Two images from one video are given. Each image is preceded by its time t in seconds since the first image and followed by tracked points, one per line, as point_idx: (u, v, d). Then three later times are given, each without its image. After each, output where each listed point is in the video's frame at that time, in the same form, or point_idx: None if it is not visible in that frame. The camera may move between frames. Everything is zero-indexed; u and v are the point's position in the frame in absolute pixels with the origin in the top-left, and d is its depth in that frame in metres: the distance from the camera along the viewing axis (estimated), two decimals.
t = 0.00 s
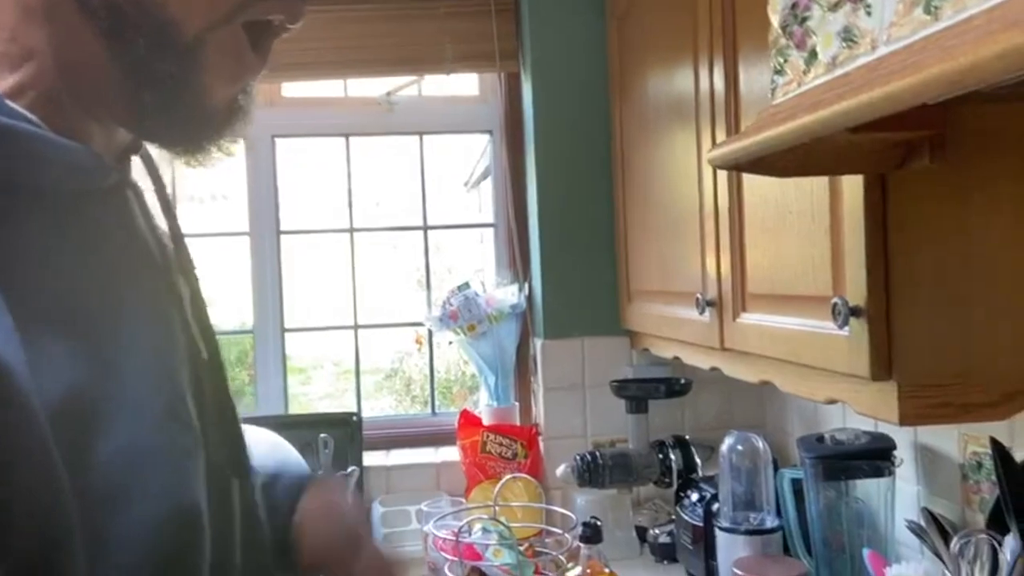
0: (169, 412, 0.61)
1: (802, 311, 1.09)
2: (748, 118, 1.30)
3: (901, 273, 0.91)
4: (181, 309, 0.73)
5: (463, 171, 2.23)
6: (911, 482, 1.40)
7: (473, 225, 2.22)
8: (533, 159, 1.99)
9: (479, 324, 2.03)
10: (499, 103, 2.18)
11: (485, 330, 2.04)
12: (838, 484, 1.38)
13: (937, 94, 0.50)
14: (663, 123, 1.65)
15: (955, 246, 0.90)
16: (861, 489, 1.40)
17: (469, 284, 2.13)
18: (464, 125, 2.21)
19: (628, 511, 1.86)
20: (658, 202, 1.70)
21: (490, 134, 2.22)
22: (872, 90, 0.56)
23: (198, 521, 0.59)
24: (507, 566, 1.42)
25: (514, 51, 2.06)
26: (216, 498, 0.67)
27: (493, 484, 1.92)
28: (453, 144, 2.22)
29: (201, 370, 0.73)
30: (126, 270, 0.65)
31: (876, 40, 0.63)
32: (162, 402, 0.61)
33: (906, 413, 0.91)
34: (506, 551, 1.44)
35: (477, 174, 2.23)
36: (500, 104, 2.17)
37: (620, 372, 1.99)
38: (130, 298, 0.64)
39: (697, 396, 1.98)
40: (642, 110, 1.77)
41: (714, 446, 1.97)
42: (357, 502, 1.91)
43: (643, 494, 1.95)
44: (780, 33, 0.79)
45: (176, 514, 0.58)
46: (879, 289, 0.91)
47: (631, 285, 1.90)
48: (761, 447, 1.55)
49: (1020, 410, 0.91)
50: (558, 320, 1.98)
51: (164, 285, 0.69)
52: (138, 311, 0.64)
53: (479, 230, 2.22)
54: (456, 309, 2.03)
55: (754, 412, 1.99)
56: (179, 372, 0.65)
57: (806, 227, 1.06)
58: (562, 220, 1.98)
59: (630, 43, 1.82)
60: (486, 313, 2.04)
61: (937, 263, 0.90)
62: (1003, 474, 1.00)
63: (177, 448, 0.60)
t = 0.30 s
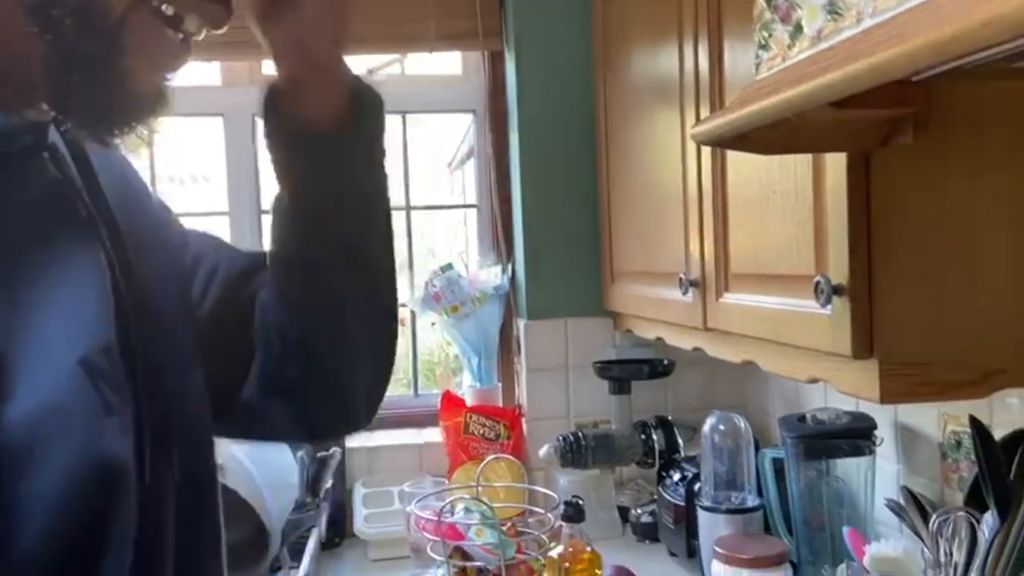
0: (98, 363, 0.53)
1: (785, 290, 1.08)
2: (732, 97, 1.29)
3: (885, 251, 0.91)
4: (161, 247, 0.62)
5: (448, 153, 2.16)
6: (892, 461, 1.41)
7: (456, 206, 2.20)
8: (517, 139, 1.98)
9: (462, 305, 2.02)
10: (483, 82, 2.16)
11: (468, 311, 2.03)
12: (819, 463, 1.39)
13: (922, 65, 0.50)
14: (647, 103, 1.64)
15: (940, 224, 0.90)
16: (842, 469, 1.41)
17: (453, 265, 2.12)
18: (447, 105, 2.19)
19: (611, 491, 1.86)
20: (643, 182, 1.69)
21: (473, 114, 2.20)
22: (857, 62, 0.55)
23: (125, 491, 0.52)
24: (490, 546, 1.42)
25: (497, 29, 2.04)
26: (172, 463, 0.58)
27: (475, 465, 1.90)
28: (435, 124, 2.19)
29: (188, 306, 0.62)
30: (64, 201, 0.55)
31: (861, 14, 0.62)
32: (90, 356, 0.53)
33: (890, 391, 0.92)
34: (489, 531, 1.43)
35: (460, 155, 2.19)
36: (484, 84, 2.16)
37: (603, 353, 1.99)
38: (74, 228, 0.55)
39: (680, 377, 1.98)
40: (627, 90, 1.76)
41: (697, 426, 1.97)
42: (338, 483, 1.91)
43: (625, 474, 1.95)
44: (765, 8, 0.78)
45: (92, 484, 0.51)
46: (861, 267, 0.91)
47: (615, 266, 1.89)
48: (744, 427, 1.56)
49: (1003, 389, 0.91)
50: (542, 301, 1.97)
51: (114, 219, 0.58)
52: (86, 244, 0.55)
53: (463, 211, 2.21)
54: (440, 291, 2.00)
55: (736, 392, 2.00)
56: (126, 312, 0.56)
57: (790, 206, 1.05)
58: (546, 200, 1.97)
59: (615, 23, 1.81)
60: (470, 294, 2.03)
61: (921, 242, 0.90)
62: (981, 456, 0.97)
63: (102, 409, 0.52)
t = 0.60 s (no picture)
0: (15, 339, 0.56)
1: (775, 268, 1.08)
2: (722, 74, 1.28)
3: (875, 228, 0.90)
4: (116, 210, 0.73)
5: (435, 134, 2.19)
6: (879, 440, 1.41)
7: (444, 186, 2.19)
8: (505, 118, 1.96)
9: (451, 286, 2.01)
10: (471, 61, 2.13)
11: (457, 292, 2.02)
12: (806, 443, 1.40)
13: (921, 28, 0.49)
14: (637, 82, 1.62)
15: (928, 201, 0.90)
16: (828, 448, 1.42)
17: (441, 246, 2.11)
18: (435, 83, 2.16)
19: (599, 473, 1.86)
20: (632, 161, 1.68)
21: (461, 93, 2.17)
22: (852, 27, 0.54)
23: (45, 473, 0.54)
24: (478, 525, 1.41)
25: (486, 6, 2.01)
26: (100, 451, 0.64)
27: (463, 445, 1.89)
28: (423, 103, 2.18)
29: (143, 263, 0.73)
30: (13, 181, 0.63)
31: None
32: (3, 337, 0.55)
33: (878, 367, 0.91)
34: (478, 511, 1.43)
35: (448, 136, 2.19)
36: (472, 62, 2.13)
37: (592, 334, 1.98)
38: (11, 209, 0.63)
39: (669, 357, 1.98)
40: (616, 69, 1.74)
41: (685, 407, 1.98)
42: (326, 464, 1.90)
43: (613, 456, 1.95)
44: None
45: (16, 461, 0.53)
46: (852, 243, 0.91)
47: (604, 247, 1.89)
48: (731, 406, 1.57)
49: (991, 366, 0.91)
50: (531, 282, 1.96)
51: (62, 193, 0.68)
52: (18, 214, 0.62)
53: (451, 192, 2.19)
54: (427, 272, 2.00)
55: (725, 372, 2.00)
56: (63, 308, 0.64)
57: (779, 184, 1.05)
58: (535, 180, 1.95)
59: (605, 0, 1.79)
60: (458, 275, 2.01)
61: (910, 219, 0.90)
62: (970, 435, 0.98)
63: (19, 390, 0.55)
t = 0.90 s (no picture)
0: None
1: (768, 247, 1.07)
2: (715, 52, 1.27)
3: (869, 205, 0.89)
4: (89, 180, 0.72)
5: (425, 114, 2.17)
6: (869, 418, 1.42)
7: (434, 167, 2.17)
8: (497, 98, 1.94)
9: (441, 267, 2.00)
10: (461, 40, 2.11)
11: (447, 273, 2.01)
12: (797, 423, 1.40)
13: None
14: (630, 61, 1.61)
15: (923, 177, 0.89)
16: (819, 427, 1.43)
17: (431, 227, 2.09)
18: (425, 63, 2.14)
19: (590, 453, 1.86)
20: (624, 140, 1.67)
21: (452, 72, 2.15)
22: None
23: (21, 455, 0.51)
24: (470, 505, 1.41)
25: None
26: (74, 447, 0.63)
27: (455, 426, 1.89)
28: (413, 83, 2.16)
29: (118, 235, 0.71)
30: None
31: None
32: None
33: (870, 344, 0.91)
34: (468, 490, 1.44)
35: (438, 117, 2.18)
36: (462, 41, 2.11)
37: (583, 315, 1.98)
38: None
39: (660, 338, 1.98)
40: (609, 47, 1.73)
41: (676, 387, 1.98)
42: (317, 445, 1.89)
43: (604, 436, 1.96)
44: None
45: None
46: (845, 220, 0.90)
47: (595, 227, 1.88)
48: (723, 385, 1.57)
49: (984, 344, 0.91)
50: (522, 263, 1.95)
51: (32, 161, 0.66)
52: None
53: (441, 172, 2.17)
54: (417, 253, 1.99)
55: (717, 352, 2.00)
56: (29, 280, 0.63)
57: (773, 160, 1.04)
58: (527, 160, 1.94)
59: None
60: (449, 256, 2.00)
61: (904, 196, 0.89)
62: (962, 414, 1.00)
63: None
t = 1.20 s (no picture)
0: None
1: (760, 226, 1.07)
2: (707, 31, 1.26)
3: (863, 183, 0.89)
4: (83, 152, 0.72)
5: (414, 95, 2.15)
6: (857, 398, 1.42)
7: (423, 147, 2.16)
8: (487, 77, 1.93)
9: (431, 248, 1.99)
10: (451, 18, 2.09)
11: (437, 254, 2.00)
12: (786, 403, 1.42)
13: None
14: (622, 40, 1.59)
15: (916, 155, 0.89)
16: (808, 407, 1.44)
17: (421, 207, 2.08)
18: (414, 41, 2.12)
19: (580, 434, 1.87)
20: (615, 120, 1.66)
21: (441, 51, 2.13)
22: None
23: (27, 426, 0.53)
24: (461, 485, 1.43)
25: None
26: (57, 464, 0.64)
27: (445, 407, 1.89)
28: (402, 62, 2.14)
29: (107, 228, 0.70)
30: None
31: None
32: None
33: (862, 322, 0.91)
34: (460, 470, 1.45)
35: (428, 98, 2.16)
36: (452, 19, 2.09)
37: (573, 297, 1.98)
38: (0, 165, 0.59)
39: (651, 319, 1.98)
40: (600, 25, 1.71)
41: (666, 368, 1.98)
42: (306, 426, 1.89)
43: (594, 417, 1.96)
44: None
45: None
46: (839, 199, 0.90)
47: (586, 208, 1.87)
48: (713, 366, 1.58)
49: (974, 322, 0.91)
50: (512, 244, 1.95)
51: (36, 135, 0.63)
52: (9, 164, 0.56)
53: (431, 153, 2.16)
54: (407, 233, 1.98)
55: (706, 333, 2.01)
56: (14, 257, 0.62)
57: (766, 138, 1.03)
58: (517, 140, 1.93)
59: None
60: (438, 237, 1.99)
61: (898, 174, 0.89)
62: (952, 393, 0.99)
63: None
